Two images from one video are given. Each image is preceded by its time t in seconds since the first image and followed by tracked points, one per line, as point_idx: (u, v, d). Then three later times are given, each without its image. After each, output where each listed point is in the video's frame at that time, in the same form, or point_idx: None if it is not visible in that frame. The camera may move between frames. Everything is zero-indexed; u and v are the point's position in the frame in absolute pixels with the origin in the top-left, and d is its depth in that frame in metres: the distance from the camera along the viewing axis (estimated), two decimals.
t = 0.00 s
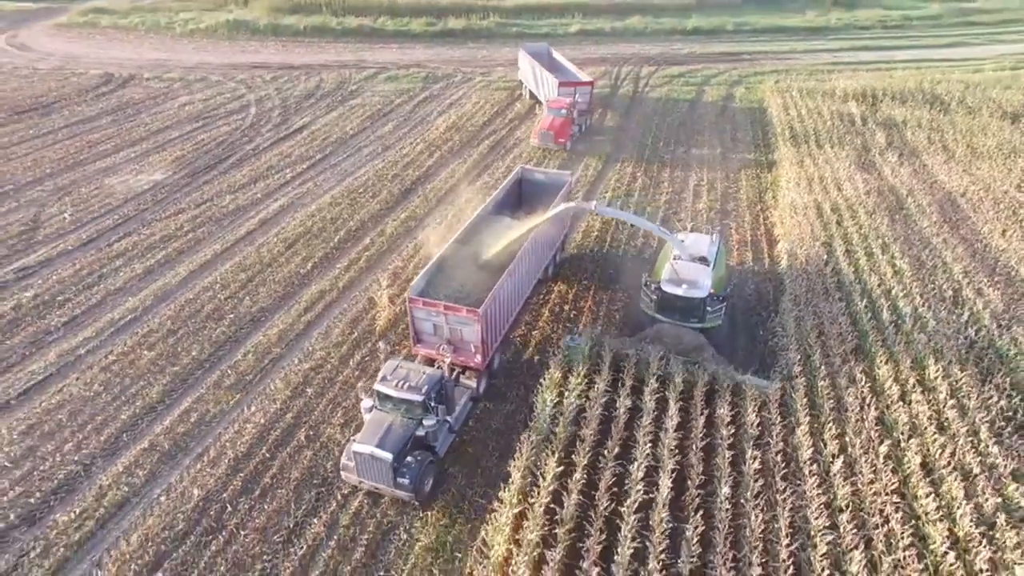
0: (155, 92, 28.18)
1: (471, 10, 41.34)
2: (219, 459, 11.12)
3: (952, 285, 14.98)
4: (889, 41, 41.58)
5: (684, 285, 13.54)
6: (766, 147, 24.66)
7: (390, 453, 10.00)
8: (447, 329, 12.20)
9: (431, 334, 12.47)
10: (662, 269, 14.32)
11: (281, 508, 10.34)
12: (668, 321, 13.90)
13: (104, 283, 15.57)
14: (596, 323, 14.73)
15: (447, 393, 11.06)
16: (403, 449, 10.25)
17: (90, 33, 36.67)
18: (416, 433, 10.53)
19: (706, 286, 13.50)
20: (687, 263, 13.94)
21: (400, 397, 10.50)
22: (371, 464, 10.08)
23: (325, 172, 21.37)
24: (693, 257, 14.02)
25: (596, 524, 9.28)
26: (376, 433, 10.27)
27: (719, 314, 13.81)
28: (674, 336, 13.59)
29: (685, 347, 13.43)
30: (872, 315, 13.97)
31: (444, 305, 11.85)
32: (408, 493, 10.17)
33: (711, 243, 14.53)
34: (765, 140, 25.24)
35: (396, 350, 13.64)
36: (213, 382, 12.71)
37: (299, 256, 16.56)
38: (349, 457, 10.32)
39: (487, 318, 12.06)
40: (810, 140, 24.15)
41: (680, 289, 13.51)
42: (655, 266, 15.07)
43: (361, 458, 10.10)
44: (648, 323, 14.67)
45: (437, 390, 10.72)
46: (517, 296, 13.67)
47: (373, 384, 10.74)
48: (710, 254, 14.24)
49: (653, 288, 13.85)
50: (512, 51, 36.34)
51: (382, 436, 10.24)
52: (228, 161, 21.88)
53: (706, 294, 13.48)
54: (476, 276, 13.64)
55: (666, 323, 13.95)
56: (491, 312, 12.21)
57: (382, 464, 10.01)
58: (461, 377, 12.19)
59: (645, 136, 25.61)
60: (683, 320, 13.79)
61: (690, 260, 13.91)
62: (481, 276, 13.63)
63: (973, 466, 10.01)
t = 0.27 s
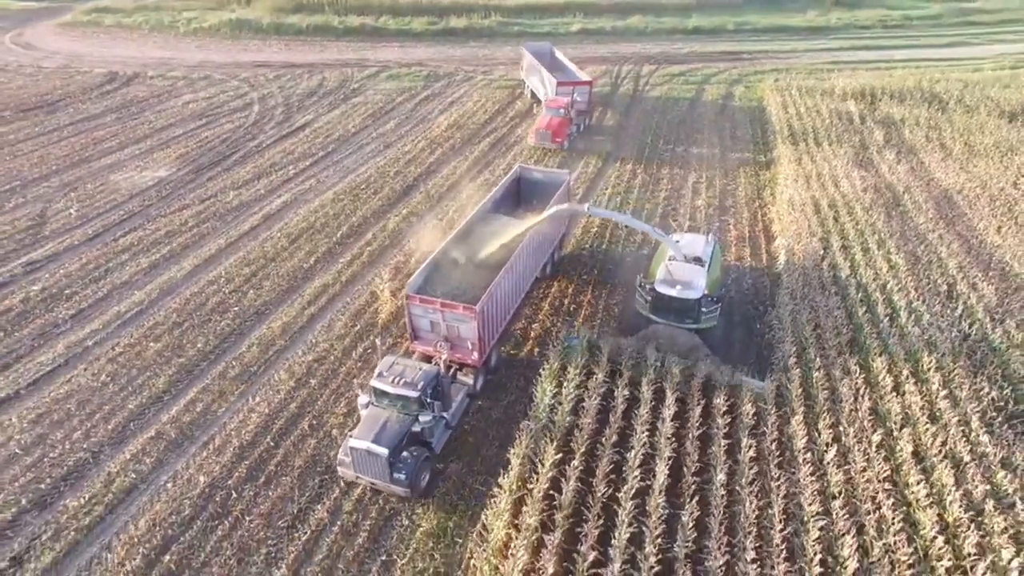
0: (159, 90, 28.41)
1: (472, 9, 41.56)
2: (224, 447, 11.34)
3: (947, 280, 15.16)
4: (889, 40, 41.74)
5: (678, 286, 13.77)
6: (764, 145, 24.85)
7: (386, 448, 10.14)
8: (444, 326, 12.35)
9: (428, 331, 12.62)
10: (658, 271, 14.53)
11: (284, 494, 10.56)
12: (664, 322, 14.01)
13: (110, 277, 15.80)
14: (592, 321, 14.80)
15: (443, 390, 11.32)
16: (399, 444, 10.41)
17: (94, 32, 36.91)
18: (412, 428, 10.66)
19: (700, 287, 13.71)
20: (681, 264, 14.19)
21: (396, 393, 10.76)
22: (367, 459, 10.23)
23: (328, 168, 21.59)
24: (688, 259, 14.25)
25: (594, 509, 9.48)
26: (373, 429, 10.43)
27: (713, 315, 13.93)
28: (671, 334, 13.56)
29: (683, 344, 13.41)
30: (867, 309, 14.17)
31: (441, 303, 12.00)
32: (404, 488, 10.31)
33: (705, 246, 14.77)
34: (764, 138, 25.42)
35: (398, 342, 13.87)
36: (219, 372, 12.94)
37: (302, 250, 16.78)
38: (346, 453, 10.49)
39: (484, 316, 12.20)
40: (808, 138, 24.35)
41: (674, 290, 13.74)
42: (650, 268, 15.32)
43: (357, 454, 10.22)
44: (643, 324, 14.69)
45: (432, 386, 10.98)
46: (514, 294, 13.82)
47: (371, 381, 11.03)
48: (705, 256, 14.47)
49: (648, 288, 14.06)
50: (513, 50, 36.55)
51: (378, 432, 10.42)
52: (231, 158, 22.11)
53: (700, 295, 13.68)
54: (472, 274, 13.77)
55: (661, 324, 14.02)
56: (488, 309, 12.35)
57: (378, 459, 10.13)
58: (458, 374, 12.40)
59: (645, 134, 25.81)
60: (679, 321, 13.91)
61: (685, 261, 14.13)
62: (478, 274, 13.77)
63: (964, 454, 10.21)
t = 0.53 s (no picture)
0: (175, 86, 28.86)
1: (484, 8, 41.84)
2: (238, 430, 11.65)
3: (952, 277, 15.26)
4: (901, 41, 41.66)
5: (680, 288, 13.62)
6: (773, 144, 24.96)
7: (388, 441, 10.25)
8: (449, 322, 12.59)
9: (433, 327, 12.88)
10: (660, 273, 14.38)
11: (296, 477, 10.85)
12: (665, 324, 13.89)
13: (128, 267, 16.17)
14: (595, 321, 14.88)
15: (446, 385, 11.41)
16: (402, 438, 10.49)
17: (112, 30, 37.47)
18: (415, 422, 10.81)
19: (702, 289, 13.54)
20: (684, 265, 14.01)
21: (399, 387, 10.87)
22: (370, 452, 10.32)
23: (341, 163, 21.92)
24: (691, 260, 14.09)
25: (597, 493, 9.74)
26: (376, 423, 10.57)
27: (716, 317, 13.84)
28: (672, 338, 13.58)
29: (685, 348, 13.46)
30: (871, 304, 14.31)
31: (447, 299, 12.24)
32: (405, 481, 10.40)
33: (709, 247, 14.62)
34: (773, 137, 25.53)
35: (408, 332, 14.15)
36: (233, 359, 13.26)
37: (315, 243, 17.11)
38: (349, 445, 10.58)
39: (488, 313, 12.41)
40: (817, 138, 24.44)
41: (676, 291, 13.59)
42: (653, 268, 15.18)
43: (359, 447, 10.36)
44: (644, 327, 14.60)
45: (436, 381, 11.08)
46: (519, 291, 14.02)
47: (374, 375, 11.15)
48: (709, 257, 14.32)
49: (650, 290, 13.92)
50: (524, 49, 36.82)
51: (381, 426, 10.51)
52: (246, 153, 22.47)
53: (702, 296, 13.51)
54: (478, 270, 13.95)
55: (662, 327, 13.93)
56: (493, 306, 12.56)
57: (380, 452, 10.25)
58: (462, 370, 12.31)
59: (654, 132, 25.98)
60: (681, 324, 13.80)
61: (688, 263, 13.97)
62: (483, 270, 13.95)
63: (964, 445, 10.37)
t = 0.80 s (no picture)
0: (189, 82, 29.29)
1: (495, 8, 42.11)
2: (251, 415, 11.96)
3: (956, 273, 15.40)
4: (912, 41, 41.62)
5: (682, 289, 13.79)
6: (781, 142, 25.10)
7: (391, 435, 10.35)
8: (453, 318, 12.68)
9: (438, 323, 12.99)
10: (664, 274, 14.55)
11: (307, 460, 11.15)
12: (666, 324, 14.03)
13: (144, 258, 16.54)
14: (597, 320, 14.99)
15: (450, 379, 11.38)
16: (405, 431, 10.60)
17: (127, 27, 38.01)
18: (418, 417, 10.85)
19: (704, 291, 13.72)
20: (686, 267, 14.20)
21: (403, 381, 10.87)
22: (373, 445, 10.45)
23: (352, 159, 22.25)
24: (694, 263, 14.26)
25: (602, 477, 9.98)
26: (379, 417, 10.62)
27: (717, 319, 13.99)
28: (672, 338, 13.70)
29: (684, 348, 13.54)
30: (875, 300, 14.47)
31: (451, 294, 12.35)
32: (408, 473, 10.52)
33: (712, 249, 14.80)
34: (780, 136, 25.66)
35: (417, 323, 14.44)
36: (246, 347, 13.58)
37: (326, 235, 17.42)
38: (353, 438, 10.70)
39: (492, 309, 12.49)
40: (824, 137, 24.57)
41: (678, 293, 13.76)
42: (655, 269, 15.38)
43: (363, 440, 10.47)
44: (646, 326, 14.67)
45: (440, 375, 11.06)
46: (523, 289, 14.11)
47: (379, 369, 11.15)
48: (712, 260, 14.52)
49: (652, 291, 14.09)
50: (534, 47, 37.07)
51: (384, 419, 10.61)
52: (259, 148, 22.84)
53: (704, 299, 13.69)
54: (483, 265, 14.04)
55: (663, 327, 14.06)
56: (496, 303, 12.64)
57: (383, 445, 10.36)
58: (465, 365, 12.58)
59: (662, 131, 26.17)
60: (682, 325, 13.94)
61: (691, 265, 14.14)
62: (488, 265, 13.98)
63: (962, 436, 10.54)
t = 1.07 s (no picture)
0: (198, 80, 29.66)
1: (500, 7, 42.41)
2: (259, 402, 12.25)
3: (953, 269, 15.58)
4: (916, 42, 41.72)
5: (680, 290, 13.66)
6: (783, 140, 25.29)
7: (389, 429, 10.41)
8: (451, 314, 12.77)
9: (436, 319, 13.07)
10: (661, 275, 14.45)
11: (314, 446, 11.42)
12: (664, 326, 13.90)
13: (154, 250, 16.86)
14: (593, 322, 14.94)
15: (447, 374, 11.52)
16: (402, 426, 10.67)
17: (137, 26, 38.44)
18: (416, 412, 10.96)
19: (703, 292, 13.59)
20: (684, 268, 14.05)
21: (401, 376, 10.96)
22: (371, 439, 10.50)
23: (358, 155, 22.55)
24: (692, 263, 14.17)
25: (601, 461, 10.24)
26: (377, 411, 10.69)
27: (715, 320, 13.86)
28: (669, 339, 13.57)
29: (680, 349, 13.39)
30: (873, 294, 14.66)
31: (448, 291, 12.45)
32: (405, 468, 10.60)
33: (710, 249, 14.68)
34: (783, 134, 25.84)
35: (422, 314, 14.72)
36: (254, 337, 13.88)
37: (333, 229, 17.71)
38: (350, 433, 10.73)
39: (490, 305, 12.58)
40: (826, 135, 24.74)
41: (676, 294, 13.63)
42: (653, 269, 15.26)
43: (361, 434, 10.54)
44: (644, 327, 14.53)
45: (437, 371, 11.19)
46: (522, 286, 14.22)
47: (377, 363, 11.25)
48: (710, 260, 14.43)
49: (650, 293, 13.96)
50: (539, 47, 37.33)
51: (382, 414, 10.65)
52: (267, 144, 23.18)
53: (702, 300, 13.55)
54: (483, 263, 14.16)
55: (660, 328, 13.93)
56: (494, 299, 12.74)
57: (381, 440, 10.43)
58: (463, 361, 12.62)
59: (665, 129, 26.38)
60: (680, 326, 13.81)
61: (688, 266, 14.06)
62: (486, 262, 14.10)
63: (954, 424, 10.77)
